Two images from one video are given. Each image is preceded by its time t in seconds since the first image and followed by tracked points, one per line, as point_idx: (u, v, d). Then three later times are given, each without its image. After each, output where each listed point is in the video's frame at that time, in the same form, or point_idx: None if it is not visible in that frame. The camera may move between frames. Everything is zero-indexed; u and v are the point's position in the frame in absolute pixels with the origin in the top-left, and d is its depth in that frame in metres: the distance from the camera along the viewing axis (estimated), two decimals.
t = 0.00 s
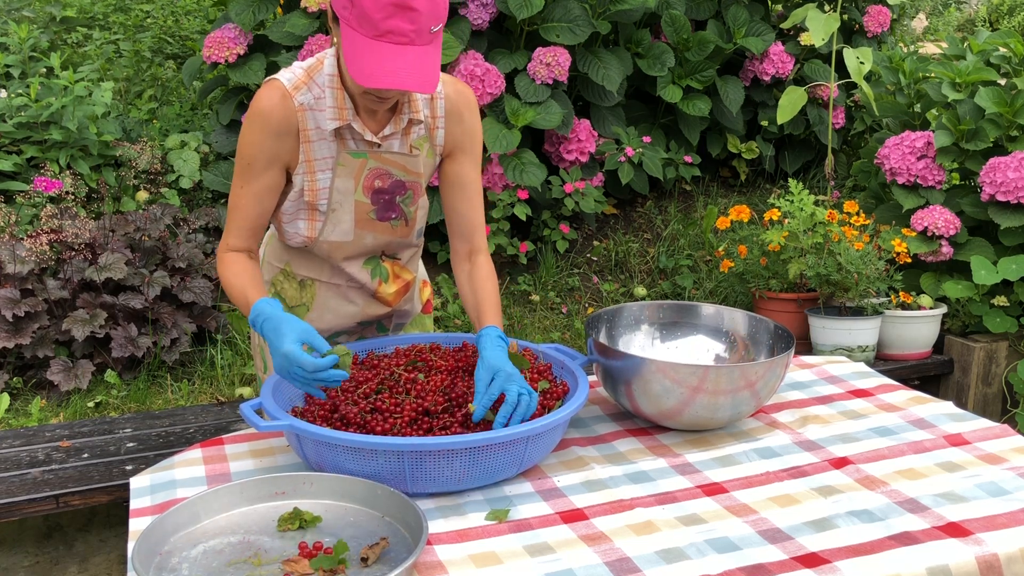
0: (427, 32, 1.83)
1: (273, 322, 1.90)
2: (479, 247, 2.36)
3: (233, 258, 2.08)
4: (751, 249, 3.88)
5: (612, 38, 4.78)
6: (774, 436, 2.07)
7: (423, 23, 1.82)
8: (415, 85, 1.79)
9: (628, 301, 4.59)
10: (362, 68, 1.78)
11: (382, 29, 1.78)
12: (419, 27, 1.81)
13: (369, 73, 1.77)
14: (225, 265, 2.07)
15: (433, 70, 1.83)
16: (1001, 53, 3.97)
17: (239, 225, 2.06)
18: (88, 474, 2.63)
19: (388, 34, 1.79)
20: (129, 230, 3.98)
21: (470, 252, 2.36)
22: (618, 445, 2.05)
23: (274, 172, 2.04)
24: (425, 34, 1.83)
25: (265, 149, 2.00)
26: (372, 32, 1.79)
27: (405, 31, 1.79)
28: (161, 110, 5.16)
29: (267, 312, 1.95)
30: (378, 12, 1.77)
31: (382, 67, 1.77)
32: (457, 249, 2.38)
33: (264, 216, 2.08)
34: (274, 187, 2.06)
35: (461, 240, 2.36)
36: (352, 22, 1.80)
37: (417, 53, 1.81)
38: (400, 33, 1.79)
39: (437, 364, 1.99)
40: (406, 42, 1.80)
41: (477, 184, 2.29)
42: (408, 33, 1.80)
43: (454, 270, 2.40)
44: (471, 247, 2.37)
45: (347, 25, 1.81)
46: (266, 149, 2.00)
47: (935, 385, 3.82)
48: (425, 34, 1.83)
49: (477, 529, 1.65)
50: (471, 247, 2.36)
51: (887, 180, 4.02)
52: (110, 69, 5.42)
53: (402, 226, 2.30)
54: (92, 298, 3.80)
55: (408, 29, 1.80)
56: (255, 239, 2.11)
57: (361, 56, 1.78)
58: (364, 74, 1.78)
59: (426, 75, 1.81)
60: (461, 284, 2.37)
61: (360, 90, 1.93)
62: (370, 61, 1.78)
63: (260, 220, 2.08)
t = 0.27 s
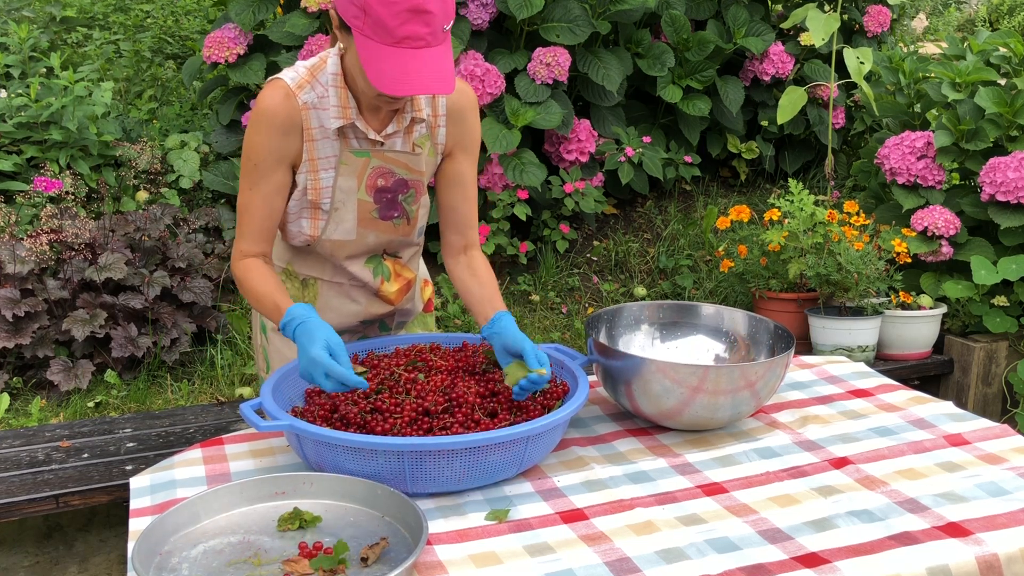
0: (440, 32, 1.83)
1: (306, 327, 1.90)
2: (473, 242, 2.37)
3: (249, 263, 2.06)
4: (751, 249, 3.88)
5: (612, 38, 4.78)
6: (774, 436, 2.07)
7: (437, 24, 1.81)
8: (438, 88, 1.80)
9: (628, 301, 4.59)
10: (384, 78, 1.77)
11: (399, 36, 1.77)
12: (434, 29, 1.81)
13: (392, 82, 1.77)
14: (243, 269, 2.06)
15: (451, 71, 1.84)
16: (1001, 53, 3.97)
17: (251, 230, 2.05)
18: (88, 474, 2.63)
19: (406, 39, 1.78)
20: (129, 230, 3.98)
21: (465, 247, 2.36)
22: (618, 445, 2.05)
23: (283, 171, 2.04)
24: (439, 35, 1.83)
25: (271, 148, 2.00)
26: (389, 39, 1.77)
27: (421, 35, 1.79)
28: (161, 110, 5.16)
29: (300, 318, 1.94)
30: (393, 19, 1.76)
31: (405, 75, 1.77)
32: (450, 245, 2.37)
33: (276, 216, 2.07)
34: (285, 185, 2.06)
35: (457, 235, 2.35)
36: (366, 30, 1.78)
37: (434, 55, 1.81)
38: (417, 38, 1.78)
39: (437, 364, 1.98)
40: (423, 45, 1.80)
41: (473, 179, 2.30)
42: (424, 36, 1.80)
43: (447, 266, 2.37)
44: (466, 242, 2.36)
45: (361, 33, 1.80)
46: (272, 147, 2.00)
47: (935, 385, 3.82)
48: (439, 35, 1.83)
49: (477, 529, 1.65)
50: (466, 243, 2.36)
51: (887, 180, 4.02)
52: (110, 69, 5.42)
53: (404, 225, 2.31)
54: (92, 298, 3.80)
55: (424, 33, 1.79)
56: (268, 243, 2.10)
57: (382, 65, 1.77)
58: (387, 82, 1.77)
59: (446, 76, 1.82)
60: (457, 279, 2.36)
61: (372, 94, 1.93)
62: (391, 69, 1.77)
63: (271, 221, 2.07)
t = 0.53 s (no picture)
0: (458, 37, 1.83)
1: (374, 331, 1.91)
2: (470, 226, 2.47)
3: (288, 268, 2.05)
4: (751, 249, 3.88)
5: (612, 38, 4.78)
6: (774, 436, 2.07)
7: (455, 30, 1.81)
8: (457, 94, 1.81)
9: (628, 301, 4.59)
10: (406, 85, 1.78)
11: (419, 44, 1.76)
12: (453, 36, 1.81)
13: (413, 90, 1.78)
14: (285, 275, 2.04)
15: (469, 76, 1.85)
16: (1001, 53, 3.97)
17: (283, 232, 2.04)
18: (88, 474, 2.63)
19: (427, 47, 1.78)
20: (129, 230, 3.98)
21: (463, 230, 2.45)
22: (618, 445, 2.05)
23: (304, 167, 2.03)
24: (457, 40, 1.83)
25: (292, 143, 1.99)
26: (409, 47, 1.77)
27: (441, 42, 1.79)
28: (161, 110, 5.16)
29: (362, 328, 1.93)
30: (413, 28, 1.74)
31: (428, 84, 1.78)
32: (449, 227, 2.45)
33: (303, 214, 2.06)
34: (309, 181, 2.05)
35: (457, 219, 2.44)
36: (386, 37, 1.77)
37: (453, 62, 1.82)
38: (437, 45, 1.78)
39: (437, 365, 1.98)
40: (442, 52, 1.80)
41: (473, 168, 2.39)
42: (443, 43, 1.79)
43: (447, 247, 2.46)
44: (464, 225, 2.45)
45: (381, 40, 1.79)
46: (292, 143, 1.99)
47: (935, 385, 3.82)
48: (458, 40, 1.83)
49: (477, 529, 1.65)
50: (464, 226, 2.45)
51: (887, 180, 4.02)
52: (111, 69, 5.42)
53: (412, 221, 2.31)
54: (93, 298, 3.80)
55: (444, 40, 1.79)
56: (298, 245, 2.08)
57: (403, 73, 1.78)
58: (409, 90, 1.78)
59: (465, 82, 1.83)
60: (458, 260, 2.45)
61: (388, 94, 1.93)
62: (412, 78, 1.78)
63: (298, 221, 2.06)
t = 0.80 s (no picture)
0: (489, 42, 1.85)
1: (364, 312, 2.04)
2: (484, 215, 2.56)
3: (290, 238, 2.15)
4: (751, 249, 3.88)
5: (612, 38, 4.78)
6: (774, 436, 2.07)
7: (487, 34, 1.84)
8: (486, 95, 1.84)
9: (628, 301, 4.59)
10: (439, 85, 1.79)
11: (453, 45, 1.78)
12: (484, 39, 1.84)
13: (446, 89, 1.79)
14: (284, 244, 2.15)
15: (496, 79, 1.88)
16: (1001, 53, 3.97)
17: (293, 206, 2.12)
18: (88, 473, 2.63)
19: (459, 49, 1.80)
20: (129, 230, 3.98)
21: (478, 220, 2.55)
22: (618, 445, 2.05)
23: (322, 152, 2.08)
24: (487, 44, 1.86)
25: (313, 129, 2.03)
26: (442, 48, 1.79)
27: (473, 45, 1.81)
28: (161, 110, 5.16)
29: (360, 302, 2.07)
30: (448, 30, 1.77)
31: (459, 85, 1.80)
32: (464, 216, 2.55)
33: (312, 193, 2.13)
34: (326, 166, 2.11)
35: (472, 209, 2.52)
36: (420, 36, 1.79)
37: (483, 64, 1.85)
38: (469, 48, 1.81)
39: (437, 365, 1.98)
40: (473, 54, 1.82)
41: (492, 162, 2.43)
42: (475, 46, 1.82)
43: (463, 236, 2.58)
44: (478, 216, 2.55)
45: (415, 39, 1.80)
46: (313, 129, 2.03)
47: (935, 385, 3.82)
48: (487, 44, 1.86)
49: (477, 529, 1.65)
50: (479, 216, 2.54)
51: (887, 180, 4.02)
52: (111, 69, 5.42)
53: (430, 212, 2.32)
54: (93, 298, 3.80)
55: (475, 43, 1.82)
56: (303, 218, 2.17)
57: (436, 73, 1.79)
58: (442, 90, 1.79)
59: (493, 84, 1.86)
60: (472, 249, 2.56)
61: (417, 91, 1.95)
62: (444, 78, 1.79)
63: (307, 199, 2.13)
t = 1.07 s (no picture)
0: (518, 38, 1.86)
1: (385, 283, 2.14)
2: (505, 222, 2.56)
3: (316, 222, 2.20)
4: (751, 249, 3.88)
5: (612, 38, 4.78)
6: (774, 436, 2.07)
7: (517, 30, 1.84)
8: (513, 90, 1.83)
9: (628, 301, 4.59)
10: (466, 76, 1.79)
11: (482, 38, 1.79)
12: (513, 35, 1.84)
13: (473, 80, 1.79)
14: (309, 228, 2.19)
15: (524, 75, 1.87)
16: (1001, 53, 3.97)
17: (319, 190, 2.18)
18: (88, 474, 2.63)
19: (488, 42, 1.80)
20: (129, 230, 3.98)
21: (497, 225, 2.55)
22: (617, 445, 2.05)
23: (349, 136, 2.13)
24: (517, 41, 1.86)
25: (342, 112, 2.09)
26: (472, 40, 1.79)
27: (502, 39, 1.81)
28: (161, 110, 5.16)
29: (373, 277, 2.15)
30: (479, 22, 1.77)
31: (488, 77, 1.79)
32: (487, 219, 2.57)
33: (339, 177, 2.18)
34: (351, 150, 2.16)
35: (493, 212, 2.54)
36: (451, 27, 1.80)
37: (511, 60, 1.85)
38: (498, 42, 1.81)
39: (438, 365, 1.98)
40: (502, 49, 1.83)
41: (517, 167, 2.44)
42: (504, 41, 1.82)
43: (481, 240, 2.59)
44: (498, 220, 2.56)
45: (446, 32, 1.81)
46: (341, 112, 2.08)
47: (935, 386, 3.82)
48: (517, 40, 1.86)
49: (477, 529, 1.65)
50: (501, 221, 2.55)
51: (887, 180, 4.02)
52: (111, 69, 5.42)
53: (446, 206, 2.32)
54: (93, 298, 3.80)
55: (505, 38, 1.82)
56: (327, 202, 2.20)
57: (464, 64, 1.79)
58: (468, 81, 1.79)
59: (520, 81, 1.86)
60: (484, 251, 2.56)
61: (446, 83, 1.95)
62: (472, 69, 1.79)
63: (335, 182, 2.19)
